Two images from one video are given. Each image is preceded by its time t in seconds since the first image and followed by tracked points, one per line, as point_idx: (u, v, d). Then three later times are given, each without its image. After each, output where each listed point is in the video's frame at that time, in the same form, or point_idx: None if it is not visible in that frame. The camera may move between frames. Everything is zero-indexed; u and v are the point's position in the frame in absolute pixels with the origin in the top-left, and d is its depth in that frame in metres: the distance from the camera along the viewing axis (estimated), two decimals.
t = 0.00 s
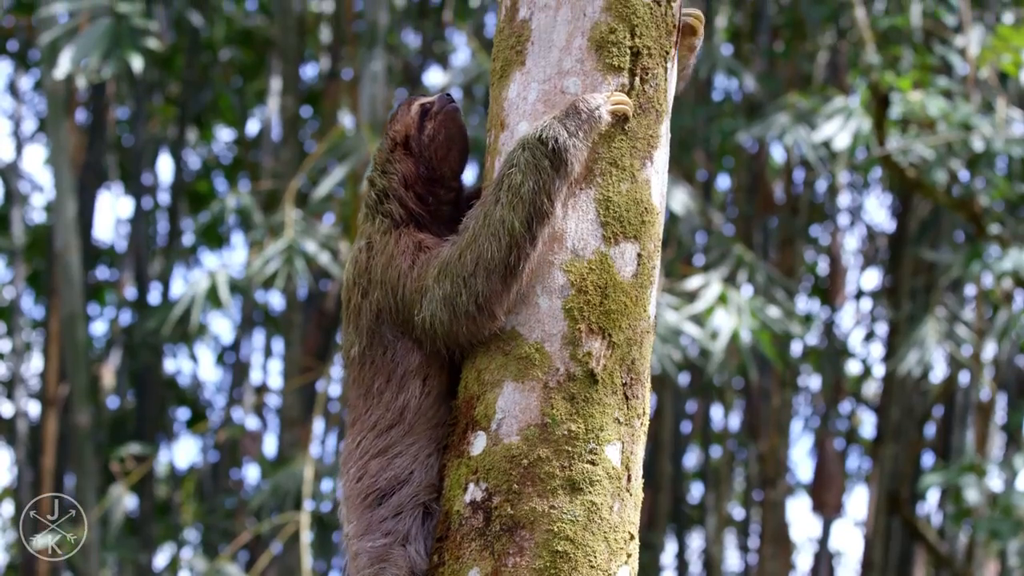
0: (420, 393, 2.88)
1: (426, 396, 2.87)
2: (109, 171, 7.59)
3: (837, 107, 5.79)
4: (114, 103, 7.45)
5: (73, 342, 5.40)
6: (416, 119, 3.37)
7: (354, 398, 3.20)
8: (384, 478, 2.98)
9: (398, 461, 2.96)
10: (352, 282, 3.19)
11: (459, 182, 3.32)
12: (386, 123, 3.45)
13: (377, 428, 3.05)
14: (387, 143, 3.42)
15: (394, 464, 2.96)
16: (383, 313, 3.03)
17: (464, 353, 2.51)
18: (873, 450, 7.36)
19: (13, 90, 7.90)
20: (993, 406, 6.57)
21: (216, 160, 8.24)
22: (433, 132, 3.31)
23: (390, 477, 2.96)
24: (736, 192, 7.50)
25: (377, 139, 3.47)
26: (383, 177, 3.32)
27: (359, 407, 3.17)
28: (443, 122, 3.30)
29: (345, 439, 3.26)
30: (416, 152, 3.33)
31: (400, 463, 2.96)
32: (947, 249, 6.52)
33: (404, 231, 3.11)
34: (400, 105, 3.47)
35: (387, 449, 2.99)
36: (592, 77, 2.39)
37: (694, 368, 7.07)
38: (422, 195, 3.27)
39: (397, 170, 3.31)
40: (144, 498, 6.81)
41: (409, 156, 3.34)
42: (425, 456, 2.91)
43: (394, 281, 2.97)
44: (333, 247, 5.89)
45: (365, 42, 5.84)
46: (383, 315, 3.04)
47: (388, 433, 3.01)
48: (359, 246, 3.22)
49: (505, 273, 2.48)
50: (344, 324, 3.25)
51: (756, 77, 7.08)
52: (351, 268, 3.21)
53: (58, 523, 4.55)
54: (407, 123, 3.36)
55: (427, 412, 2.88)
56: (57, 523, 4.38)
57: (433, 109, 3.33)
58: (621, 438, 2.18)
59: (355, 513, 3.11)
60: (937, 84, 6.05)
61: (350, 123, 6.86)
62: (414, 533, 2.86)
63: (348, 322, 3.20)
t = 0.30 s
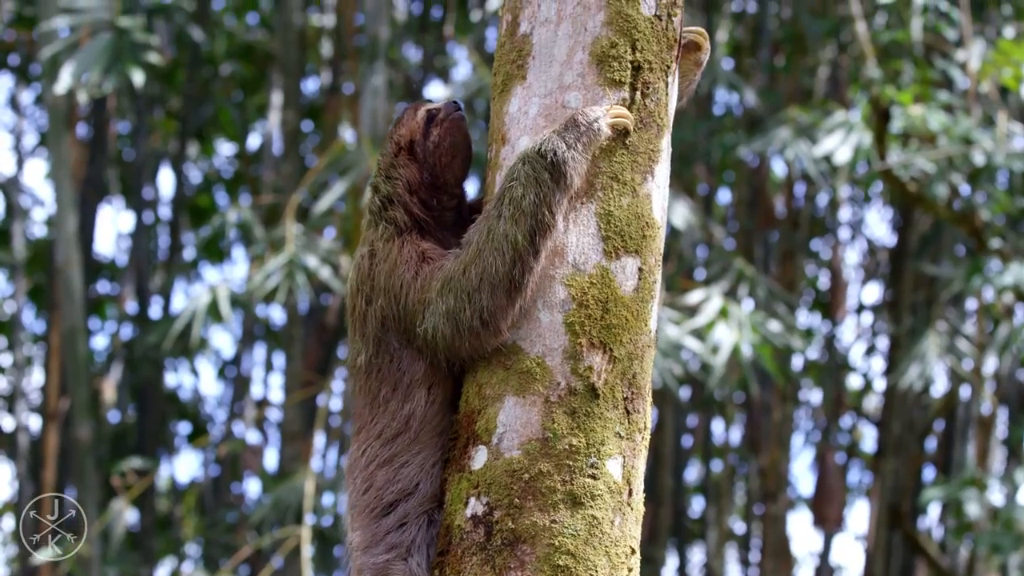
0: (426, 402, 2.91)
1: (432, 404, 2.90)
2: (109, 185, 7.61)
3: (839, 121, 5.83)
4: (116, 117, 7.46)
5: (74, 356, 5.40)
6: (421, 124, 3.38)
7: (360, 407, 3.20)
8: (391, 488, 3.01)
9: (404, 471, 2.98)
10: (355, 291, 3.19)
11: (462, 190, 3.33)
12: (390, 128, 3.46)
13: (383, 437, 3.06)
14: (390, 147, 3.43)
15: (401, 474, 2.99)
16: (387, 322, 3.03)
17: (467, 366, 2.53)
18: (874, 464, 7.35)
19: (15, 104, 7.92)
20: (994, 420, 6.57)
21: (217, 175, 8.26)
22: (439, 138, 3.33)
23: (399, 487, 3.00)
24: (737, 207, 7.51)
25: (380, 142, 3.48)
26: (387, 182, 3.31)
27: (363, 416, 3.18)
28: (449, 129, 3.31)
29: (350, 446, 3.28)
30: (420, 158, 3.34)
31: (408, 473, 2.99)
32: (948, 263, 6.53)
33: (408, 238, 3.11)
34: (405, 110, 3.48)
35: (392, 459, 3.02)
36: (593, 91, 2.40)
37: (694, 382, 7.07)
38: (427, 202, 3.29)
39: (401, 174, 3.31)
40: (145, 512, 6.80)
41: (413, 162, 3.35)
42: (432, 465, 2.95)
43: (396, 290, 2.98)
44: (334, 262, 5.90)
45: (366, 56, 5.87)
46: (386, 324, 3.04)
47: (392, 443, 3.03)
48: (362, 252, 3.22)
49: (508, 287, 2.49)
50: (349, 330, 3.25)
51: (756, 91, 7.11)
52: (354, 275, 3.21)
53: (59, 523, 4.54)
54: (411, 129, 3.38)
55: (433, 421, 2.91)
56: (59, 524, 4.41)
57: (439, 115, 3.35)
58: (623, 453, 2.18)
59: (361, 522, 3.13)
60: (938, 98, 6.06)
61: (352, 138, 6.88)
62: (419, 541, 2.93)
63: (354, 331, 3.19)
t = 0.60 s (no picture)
0: (420, 405, 2.92)
1: (426, 406, 2.92)
2: (110, 197, 7.63)
3: (839, 133, 5.85)
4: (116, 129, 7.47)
5: (74, 369, 5.41)
6: (423, 123, 3.35)
7: (355, 409, 3.21)
8: (382, 490, 3.06)
9: (394, 472, 3.02)
10: (356, 294, 3.17)
11: (463, 191, 3.32)
12: (391, 125, 3.40)
13: (376, 437, 3.09)
14: (390, 145, 3.38)
15: (392, 475, 3.03)
16: (387, 327, 3.03)
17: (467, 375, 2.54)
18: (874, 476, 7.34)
19: (15, 117, 7.94)
20: (995, 432, 6.57)
21: (217, 187, 8.29)
22: (439, 139, 3.31)
23: (388, 488, 3.04)
24: (737, 219, 7.52)
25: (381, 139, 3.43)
26: (388, 183, 3.26)
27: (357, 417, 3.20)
28: (450, 131, 3.30)
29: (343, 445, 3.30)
30: (420, 158, 3.31)
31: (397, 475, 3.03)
32: (948, 276, 6.54)
33: (410, 241, 3.09)
34: (407, 108, 3.43)
35: (383, 460, 3.06)
36: (594, 104, 2.41)
37: (694, 394, 7.08)
38: (428, 203, 3.26)
39: (402, 175, 3.27)
40: (146, 525, 6.79)
41: (414, 162, 3.31)
42: (421, 467, 2.99)
43: (397, 296, 2.97)
44: (335, 274, 5.91)
45: (367, 69, 5.90)
46: (388, 330, 3.03)
47: (385, 445, 3.06)
48: (363, 253, 3.17)
49: (509, 300, 2.49)
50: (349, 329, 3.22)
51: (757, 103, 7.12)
52: (355, 276, 3.17)
53: (60, 523, 4.50)
54: (413, 128, 3.33)
55: (427, 422, 2.92)
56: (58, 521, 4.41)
57: (442, 115, 3.33)
58: (623, 465, 2.19)
59: (350, 521, 3.16)
60: (938, 110, 6.08)
61: (353, 150, 6.90)
62: (406, 541, 2.99)
63: (354, 333, 3.18)
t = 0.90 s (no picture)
0: (406, 394, 3.03)
1: (412, 393, 3.02)
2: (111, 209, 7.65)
3: (840, 145, 5.87)
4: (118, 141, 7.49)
5: (76, 381, 5.42)
6: (434, 109, 3.26)
7: (348, 394, 3.27)
8: (361, 467, 3.12)
9: (377, 453, 3.09)
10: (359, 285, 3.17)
11: (471, 179, 3.22)
12: (402, 109, 3.33)
13: (362, 419, 3.15)
14: (400, 132, 3.31)
15: (374, 453, 3.10)
16: (387, 320, 3.05)
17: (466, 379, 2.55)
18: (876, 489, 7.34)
19: (17, 128, 7.97)
20: (996, 444, 6.58)
21: (219, 199, 8.31)
22: (449, 126, 3.21)
23: (369, 467, 3.10)
24: (739, 231, 7.54)
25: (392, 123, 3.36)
26: (397, 170, 3.23)
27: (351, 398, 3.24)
28: (459, 119, 3.19)
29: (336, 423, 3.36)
30: (429, 146, 3.23)
31: (379, 455, 3.10)
32: (950, 287, 6.55)
33: (417, 237, 3.06)
34: (418, 93, 3.36)
35: (367, 440, 3.13)
36: (595, 116, 2.42)
37: (696, 406, 7.08)
38: (438, 192, 3.19)
39: (411, 162, 3.22)
40: (147, 537, 6.79)
41: (423, 149, 3.24)
42: (403, 448, 3.05)
43: (399, 293, 2.98)
44: (336, 286, 5.92)
45: (369, 81, 5.92)
46: (386, 325, 3.06)
47: (371, 425, 3.12)
48: (370, 242, 3.16)
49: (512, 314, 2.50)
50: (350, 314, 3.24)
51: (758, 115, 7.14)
52: (360, 264, 3.17)
53: (63, 522, 4.45)
54: (423, 114, 3.25)
55: (411, 409, 3.01)
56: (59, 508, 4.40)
57: (452, 103, 3.22)
58: (625, 477, 2.20)
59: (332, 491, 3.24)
60: (939, 122, 6.10)
61: (355, 162, 6.92)
62: (383, 513, 3.04)
63: (354, 322, 3.21)
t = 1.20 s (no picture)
0: (404, 383, 3.04)
1: (410, 382, 3.02)
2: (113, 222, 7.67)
3: (841, 157, 5.89)
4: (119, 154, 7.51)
5: (78, 394, 5.43)
6: (447, 99, 3.20)
7: (350, 380, 3.27)
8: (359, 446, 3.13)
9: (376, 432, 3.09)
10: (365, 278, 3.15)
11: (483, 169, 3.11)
12: (416, 98, 3.28)
13: (361, 402, 3.16)
14: (413, 122, 3.26)
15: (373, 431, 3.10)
16: (390, 315, 3.04)
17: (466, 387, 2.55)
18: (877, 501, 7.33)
19: (18, 141, 8.00)
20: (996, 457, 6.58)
21: (220, 212, 8.34)
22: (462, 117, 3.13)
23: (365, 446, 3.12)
24: (740, 243, 7.55)
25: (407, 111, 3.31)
26: (410, 160, 3.19)
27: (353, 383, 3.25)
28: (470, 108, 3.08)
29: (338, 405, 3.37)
30: (442, 136, 3.17)
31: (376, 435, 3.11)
32: (950, 300, 6.55)
33: (428, 235, 3.03)
34: (432, 83, 3.29)
35: (365, 420, 3.15)
36: (596, 129, 2.43)
37: (697, 418, 7.08)
38: (450, 185, 3.14)
39: (423, 154, 3.18)
40: (148, 550, 6.79)
41: (435, 140, 3.19)
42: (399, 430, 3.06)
43: (403, 292, 2.97)
44: (337, 299, 5.93)
45: (370, 94, 5.95)
46: (389, 321, 3.05)
47: (370, 409, 3.13)
48: (379, 235, 3.12)
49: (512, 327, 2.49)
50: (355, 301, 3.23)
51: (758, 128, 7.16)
52: (368, 253, 3.14)
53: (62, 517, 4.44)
54: (437, 104, 3.19)
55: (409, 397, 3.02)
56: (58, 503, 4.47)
57: (465, 93, 3.13)
58: (626, 489, 2.21)
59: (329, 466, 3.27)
60: (940, 134, 6.12)
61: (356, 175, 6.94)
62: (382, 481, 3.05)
63: (358, 313, 3.20)
